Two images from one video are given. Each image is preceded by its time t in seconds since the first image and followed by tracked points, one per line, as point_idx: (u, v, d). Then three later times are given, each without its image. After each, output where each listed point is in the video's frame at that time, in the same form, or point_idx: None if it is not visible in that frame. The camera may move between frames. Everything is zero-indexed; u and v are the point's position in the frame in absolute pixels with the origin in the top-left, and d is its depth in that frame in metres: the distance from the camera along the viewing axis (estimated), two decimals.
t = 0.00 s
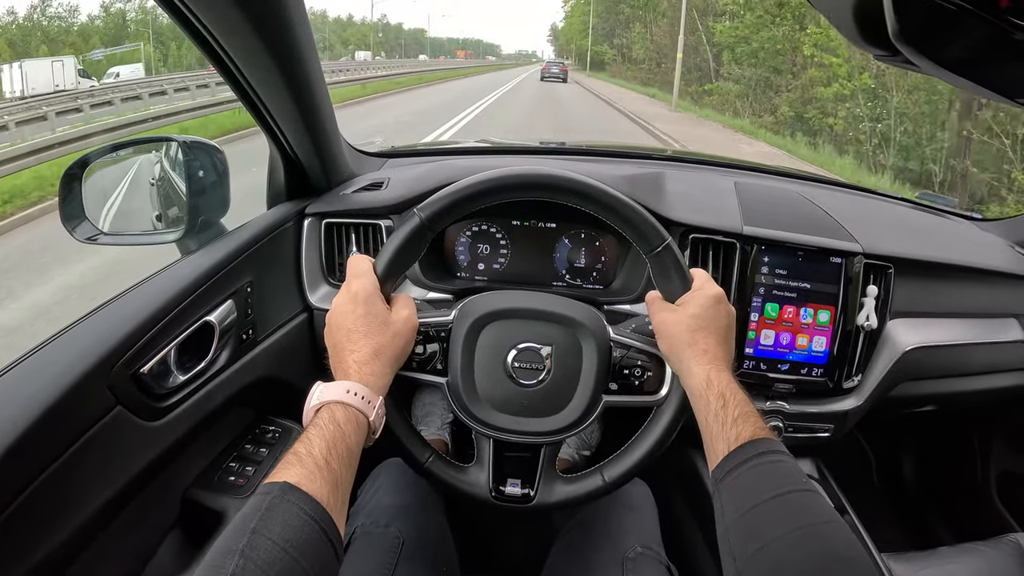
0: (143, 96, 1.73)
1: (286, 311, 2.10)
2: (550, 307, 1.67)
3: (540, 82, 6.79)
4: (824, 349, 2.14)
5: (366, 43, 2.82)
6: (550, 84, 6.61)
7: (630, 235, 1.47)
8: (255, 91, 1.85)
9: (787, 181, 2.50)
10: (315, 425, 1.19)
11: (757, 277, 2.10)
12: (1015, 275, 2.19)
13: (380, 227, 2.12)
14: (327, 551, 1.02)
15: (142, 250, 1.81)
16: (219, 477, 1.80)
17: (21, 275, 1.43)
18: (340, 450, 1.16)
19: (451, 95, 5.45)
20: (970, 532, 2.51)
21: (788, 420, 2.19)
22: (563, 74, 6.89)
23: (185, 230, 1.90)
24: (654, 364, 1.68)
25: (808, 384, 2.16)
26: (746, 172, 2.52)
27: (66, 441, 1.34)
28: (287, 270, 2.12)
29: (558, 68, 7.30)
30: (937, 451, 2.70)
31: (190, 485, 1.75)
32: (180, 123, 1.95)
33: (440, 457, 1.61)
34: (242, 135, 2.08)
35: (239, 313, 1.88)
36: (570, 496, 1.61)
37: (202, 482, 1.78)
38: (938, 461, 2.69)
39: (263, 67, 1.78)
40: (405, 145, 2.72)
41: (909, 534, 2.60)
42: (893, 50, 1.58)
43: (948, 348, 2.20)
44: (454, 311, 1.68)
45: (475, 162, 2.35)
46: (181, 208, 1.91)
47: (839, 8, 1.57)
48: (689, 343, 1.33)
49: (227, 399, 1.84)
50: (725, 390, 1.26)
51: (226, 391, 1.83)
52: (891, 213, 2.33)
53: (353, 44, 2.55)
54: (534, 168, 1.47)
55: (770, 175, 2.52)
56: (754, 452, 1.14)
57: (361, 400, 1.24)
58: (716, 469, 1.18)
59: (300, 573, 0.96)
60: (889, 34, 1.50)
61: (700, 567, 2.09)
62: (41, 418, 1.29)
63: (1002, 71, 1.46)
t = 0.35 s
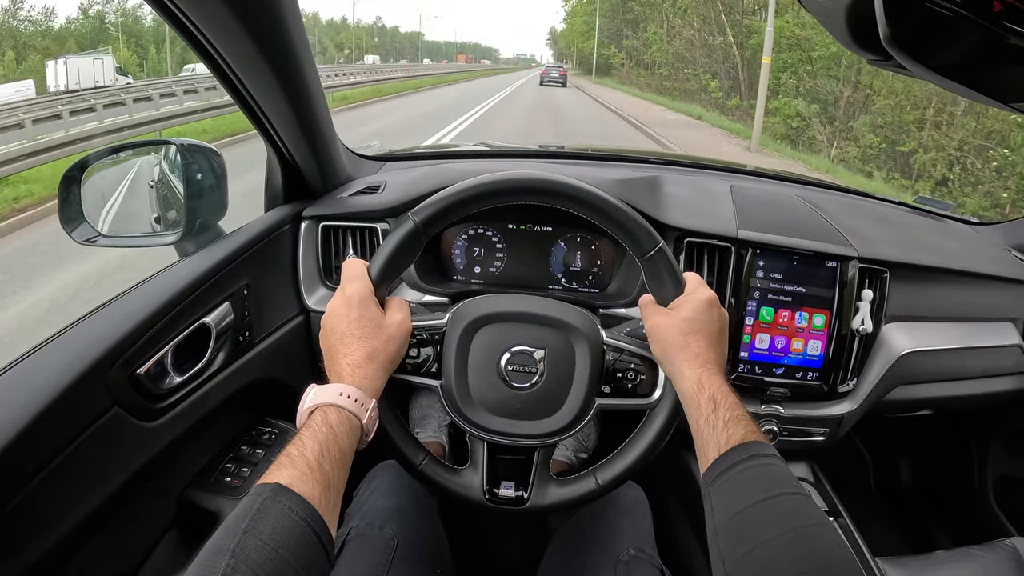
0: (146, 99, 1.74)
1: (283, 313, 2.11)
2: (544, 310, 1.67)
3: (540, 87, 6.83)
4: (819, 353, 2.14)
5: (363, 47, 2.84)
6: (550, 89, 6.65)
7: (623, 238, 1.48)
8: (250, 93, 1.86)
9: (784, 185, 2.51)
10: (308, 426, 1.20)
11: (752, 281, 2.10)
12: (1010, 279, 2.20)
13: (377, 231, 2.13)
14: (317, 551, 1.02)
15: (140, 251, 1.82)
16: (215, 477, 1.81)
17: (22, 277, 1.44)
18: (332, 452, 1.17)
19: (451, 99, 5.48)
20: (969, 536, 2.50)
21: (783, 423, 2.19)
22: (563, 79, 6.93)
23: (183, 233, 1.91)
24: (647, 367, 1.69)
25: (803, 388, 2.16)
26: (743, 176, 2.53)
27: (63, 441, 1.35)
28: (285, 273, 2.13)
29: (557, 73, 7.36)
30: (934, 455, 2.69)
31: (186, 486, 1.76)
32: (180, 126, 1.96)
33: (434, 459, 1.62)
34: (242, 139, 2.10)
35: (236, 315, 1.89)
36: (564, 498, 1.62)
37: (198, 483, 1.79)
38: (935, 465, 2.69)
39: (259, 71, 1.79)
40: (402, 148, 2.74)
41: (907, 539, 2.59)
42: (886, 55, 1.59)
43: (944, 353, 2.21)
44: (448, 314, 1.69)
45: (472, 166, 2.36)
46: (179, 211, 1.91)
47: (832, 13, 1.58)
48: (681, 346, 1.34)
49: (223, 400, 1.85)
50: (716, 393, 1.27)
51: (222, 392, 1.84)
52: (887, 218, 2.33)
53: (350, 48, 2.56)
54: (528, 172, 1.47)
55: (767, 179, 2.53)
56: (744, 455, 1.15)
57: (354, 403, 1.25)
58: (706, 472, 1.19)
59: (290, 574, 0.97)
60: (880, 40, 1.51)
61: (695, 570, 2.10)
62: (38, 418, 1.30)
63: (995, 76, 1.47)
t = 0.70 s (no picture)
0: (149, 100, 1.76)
1: (286, 314, 2.13)
2: (545, 312, 1.68)
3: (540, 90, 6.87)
4: (818, 355, 2.15)
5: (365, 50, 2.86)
6: (550, 92, 6.69)
7: (623, 241, 1.49)
8: (253, 95, 1.87)
9: (783, 188, 2.52)
10: (311, 427, 1.21)
11: (751, 284, 2.12)
12: (1010, 282, 2.21)
13: (379, 233, 2.15)
14: (320, 551, 1.04)
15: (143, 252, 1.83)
16: (217, 477, 1.82)
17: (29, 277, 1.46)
18: (335, 453, 1.18)
19: (452, 102, 5.51)
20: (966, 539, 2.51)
21: (782, 425, 2.20)
22: (562, 82, 6.98)
23: (186, 234, 1.93)
24: (647, 369, 1.70)
25: (802, 390, 2.17)
26: (743, 179, 2.54)
27: (67, 440, 1.36)
28: (288, 275, 2.15)
29: (556, 75, 7.41)
30: (933, 457, 2.71)
31: (189, 485, 1.77)
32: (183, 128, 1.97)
33: (436, 460, 1.63)
34: (246, 140, 2.11)
35: (239, 316, 1.90)
36: (565, 499, 1.63)
37: (200, 483, 1.80)
38: (934, 468, 2.70)
39: (262, 73, 1.80)
40: (404, 151, 2.75)
41: (905, 539, 2.61)
42: (885, 60, 1.60)
43: (942, 355, 2.22)
44: (450, 316, 1.70)
45: (474, 168, 2.37)
46: (183, 213, 1.93)
47: (831, 19, 1.59)
48: (681, 347, 1.35)
49: (226, 400, 1.86)
50: (715, 394, 1.28)
51: (225, 392, 1.85)
52: (886, 221, 2.34)
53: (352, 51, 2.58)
54: (529, 176, 1.49)
55: (766, 182, 2.54)
56: (743, 456, 1.16)
57: (357, 405, 1.26)
58: (705, 472, 1.20)
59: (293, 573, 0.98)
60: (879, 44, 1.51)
61: (694, 572, 2.11)
62: (42, 418, 1.31)
63: (993, 81, 1.48)
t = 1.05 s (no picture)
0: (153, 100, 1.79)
1: (288, 313, 2.14)
2: (546, 312, 1.70)
3: (540, 90, 6.90)
4: (816, 357, 2.17)
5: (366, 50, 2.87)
6: (549, 92, 6.72)
7: (623, 242, 1.51)
8: (257, 95, 1.89)
9: (782, 190, 2.53)
10: (314, 427, 1.23)
11: (750, 285, 2.13)
12: (1007, 284, 2.23)
13: (381, 233, 2.16)
14: (324, 549, 1.05)
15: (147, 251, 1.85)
16: (220, 475, 1.84)
17: (35, 276, 1.47)
18: (339, 453, 1.20)
19: (452, 102, 5.53)
20: (963, 540, 2.53)
21: (780, 425, 2.22)
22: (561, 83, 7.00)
23: (190, 233, 1.93)
24: (647, 368, 1.71)
25: (800, 390, 2.19)
26: (742, 180, 2.56)
27: (74, 438, 1.38)
28: (290, 274, 2.16)
29: (556, 76, 7.45)
30: (931, 458, 2.74)
31: (192, 483, 1.79)
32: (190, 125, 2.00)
33: (437, 459, 1.65)
34: (250, 138, 2.14)
35: (242, 315, 1.92)
36: (565, 497, 1.65)
37: (203, 480, 1.81)
38: (932, 469, 2.73)
39: (265, 73, 1.82)
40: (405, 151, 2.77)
41: (903, 539, 2.61)
42: (883, 65, 1.62)
43: (939, 357, 2.24)
44: (451, 317, 1.71)
45: (475, 169, 2.39)
46: (185, 212, 1.94)
47: (829, 23, 1.61)
48: (680, 346, 1.37)
49: (229, 399, 1.88)
50: (713, 393, 1.30)
51: (228, 391, 1.87)
52: (884, 223, 2.36)
53: (353, 51, 2.59)
54: (529, 178, 1.51)
55: (765, 183, 2.56)
56: (740, 453, 1.18)
57: (360, 405, 1.27)
58: (703, 469, 1.22)
59: (298, 572, 1.00)
60: (876, 49, 1.53)
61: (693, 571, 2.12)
62: (49, 416, 1.33)
63: (988, 86, 1.50)
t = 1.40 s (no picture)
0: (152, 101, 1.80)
1: (289, 314, 2.15)
2: (546, 314, 1.71)
3: (538, 91, 6.91)
4: (815, 358, 2.18)
5: (366, 51, 2.89)
6: (548, 93, 6.72)
7: (621, 243, 1.52)
8: (259, 97, 1.90)
9: (781, 192, 2.54)
10: (316, 432, 1.24)
11: (749, 287, 2.14)
12: (1005, 286, 2.24)
13: (381, 234, 2.17)
14: (325, 553, 1.06)
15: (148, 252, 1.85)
16: (221, 475, 1.84)
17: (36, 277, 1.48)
18: (340, 457, 1.20)
19: (450, 102, 5.54)
20: (962, 540, 2.53)
21: (779, 427, 2.23)
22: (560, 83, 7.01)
23: (191, 233, 1.94)
24: (647, 367, 1.72)
25: (799, 391, 2.20)
26: (742, 182, 2.57)
27: (75, 438, 1.38)
28: (291, 275, 2.17)
29: (555, 76, 7.46)
30: (929, 459, 2.74)
31: (192, 483, 1.79)
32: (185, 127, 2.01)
33: (440, 461, 1.65)
34: (247, 137, 2.15)
35: (243, 316, 1.92)
36: (566, 497, 1.66)
37: (204, 481, 1.82)
38: (930, 470, 2.73)
39: (266, 75, 1.83)
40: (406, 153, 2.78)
41: (901, 539, 2.62)
42: (882, 68, 1.63)
43: (937, 358, 2.24)
44: (451, 319, 1.72)
45: (475, 171, 2.39)
46: (186, 213, 1.95)
47: (828, 27, 1.62)
48: (678, 344, 1.38)
49: (230, 399, 1.88)
50: (711, 390, 1.30)
51: (229, 392, 1.87)
52: (883, 225, 2.37)
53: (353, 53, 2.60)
54: (527, 180, 1.51)
55: (765, 185, 2.57)
56: (738, 449, 1.19)
57: (361, 409, 1.28)
58: (701, 466, 1.22)
59: None
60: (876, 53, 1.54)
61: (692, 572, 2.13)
62: (51, 416, 1.33)
63: (987, 89, 1.51)
